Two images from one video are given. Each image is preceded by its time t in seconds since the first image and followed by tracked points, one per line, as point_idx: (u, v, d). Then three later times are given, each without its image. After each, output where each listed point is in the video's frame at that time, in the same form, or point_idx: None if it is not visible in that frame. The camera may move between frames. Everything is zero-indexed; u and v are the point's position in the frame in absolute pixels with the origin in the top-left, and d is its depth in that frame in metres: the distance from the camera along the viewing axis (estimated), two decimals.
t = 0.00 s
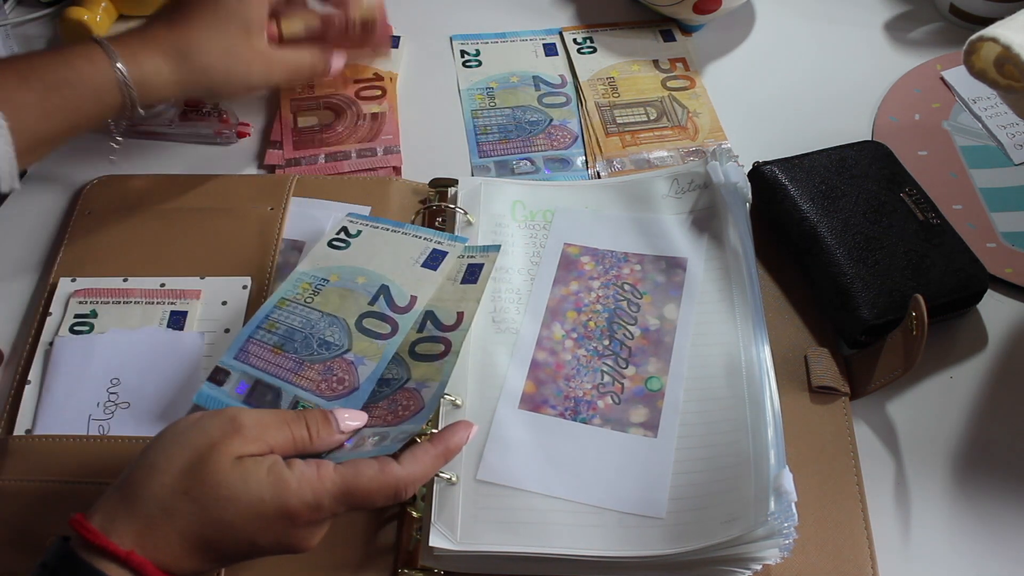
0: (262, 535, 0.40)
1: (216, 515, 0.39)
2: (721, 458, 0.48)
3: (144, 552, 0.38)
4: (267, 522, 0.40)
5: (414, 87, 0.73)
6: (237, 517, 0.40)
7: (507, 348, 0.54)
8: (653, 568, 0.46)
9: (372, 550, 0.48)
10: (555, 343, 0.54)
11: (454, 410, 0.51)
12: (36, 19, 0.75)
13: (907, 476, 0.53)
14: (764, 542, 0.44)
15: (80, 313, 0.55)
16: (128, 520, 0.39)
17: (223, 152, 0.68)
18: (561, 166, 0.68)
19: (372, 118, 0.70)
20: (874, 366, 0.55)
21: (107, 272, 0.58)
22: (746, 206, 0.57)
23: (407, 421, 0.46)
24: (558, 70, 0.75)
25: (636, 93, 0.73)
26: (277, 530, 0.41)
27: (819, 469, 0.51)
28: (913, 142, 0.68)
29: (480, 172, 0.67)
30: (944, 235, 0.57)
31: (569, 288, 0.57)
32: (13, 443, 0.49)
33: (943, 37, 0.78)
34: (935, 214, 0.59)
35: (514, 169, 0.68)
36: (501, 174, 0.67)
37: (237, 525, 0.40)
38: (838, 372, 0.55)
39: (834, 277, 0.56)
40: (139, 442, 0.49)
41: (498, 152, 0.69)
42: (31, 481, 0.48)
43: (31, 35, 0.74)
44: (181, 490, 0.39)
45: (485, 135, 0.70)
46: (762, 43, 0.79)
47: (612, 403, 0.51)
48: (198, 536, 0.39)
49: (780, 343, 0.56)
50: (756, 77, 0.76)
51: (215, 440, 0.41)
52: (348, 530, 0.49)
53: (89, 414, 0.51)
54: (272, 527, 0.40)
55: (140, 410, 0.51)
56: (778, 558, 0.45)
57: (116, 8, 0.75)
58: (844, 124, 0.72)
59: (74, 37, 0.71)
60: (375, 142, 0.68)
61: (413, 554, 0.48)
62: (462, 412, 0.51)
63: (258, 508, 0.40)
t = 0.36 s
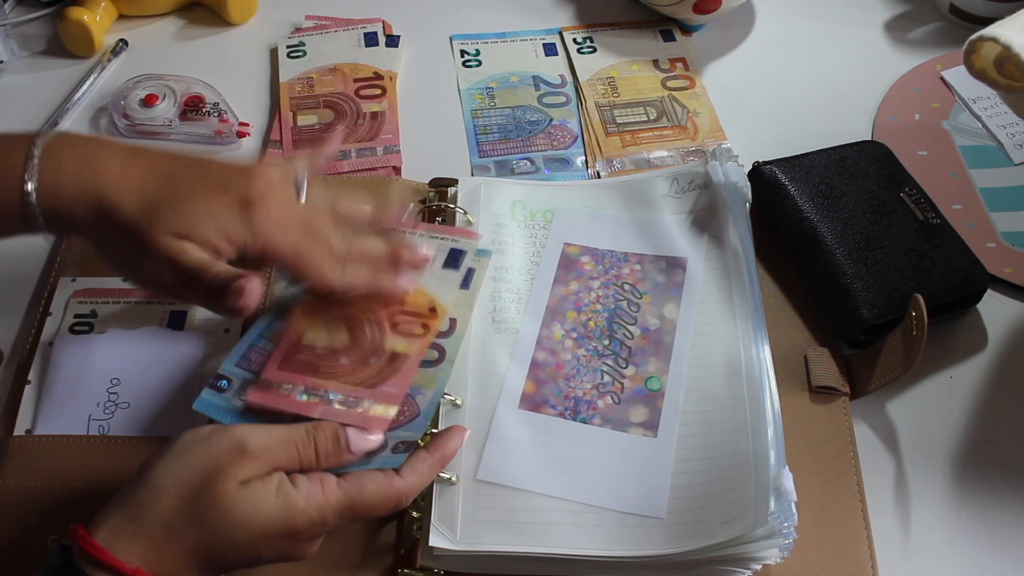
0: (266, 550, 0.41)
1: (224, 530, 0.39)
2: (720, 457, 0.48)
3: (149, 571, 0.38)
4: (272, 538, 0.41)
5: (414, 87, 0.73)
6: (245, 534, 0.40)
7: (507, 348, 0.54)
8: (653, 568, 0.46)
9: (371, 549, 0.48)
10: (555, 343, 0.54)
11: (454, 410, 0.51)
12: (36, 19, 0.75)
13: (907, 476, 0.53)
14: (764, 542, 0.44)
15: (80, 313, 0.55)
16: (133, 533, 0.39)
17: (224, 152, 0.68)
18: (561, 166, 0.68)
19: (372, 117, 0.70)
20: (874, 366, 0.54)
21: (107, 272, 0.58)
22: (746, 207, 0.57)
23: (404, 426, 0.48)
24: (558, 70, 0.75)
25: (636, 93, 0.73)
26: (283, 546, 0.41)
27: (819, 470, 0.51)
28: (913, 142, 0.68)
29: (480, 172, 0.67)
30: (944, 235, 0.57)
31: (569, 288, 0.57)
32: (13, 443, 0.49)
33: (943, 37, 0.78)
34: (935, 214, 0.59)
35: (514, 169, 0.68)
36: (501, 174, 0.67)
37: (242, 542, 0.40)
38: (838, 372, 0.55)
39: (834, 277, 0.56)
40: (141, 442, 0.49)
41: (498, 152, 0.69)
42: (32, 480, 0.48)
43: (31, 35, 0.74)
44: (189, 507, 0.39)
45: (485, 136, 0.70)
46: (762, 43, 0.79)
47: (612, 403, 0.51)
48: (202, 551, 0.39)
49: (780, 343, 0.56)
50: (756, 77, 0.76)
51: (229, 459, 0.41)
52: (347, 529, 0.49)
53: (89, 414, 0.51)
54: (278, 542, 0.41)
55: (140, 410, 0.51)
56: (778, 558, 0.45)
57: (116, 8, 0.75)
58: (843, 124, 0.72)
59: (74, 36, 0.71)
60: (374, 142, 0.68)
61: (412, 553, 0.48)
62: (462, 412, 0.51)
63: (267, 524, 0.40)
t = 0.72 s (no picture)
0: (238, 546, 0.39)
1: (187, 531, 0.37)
2: (720, 457, 0.48)
3: None
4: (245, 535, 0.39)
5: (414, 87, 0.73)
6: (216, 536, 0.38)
7: (507, 348, 0.54)
8: (653, 568, 0.46)
9: (371, 549, 0.48)
10: (555, 343, 0.54)
11: (454, 410, 0.51)
12: (36, 19, 0.75)
13: (907, 476, 0.53)
14: (764, 542, 0.44)
15: (80, 314, 0.55)
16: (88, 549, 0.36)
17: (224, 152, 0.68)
18: (561, 166, 0.68)
19: (372, 117, 0.70)
20: (875, 366, 0.54)
21: (107, 271, 0.58)
22: (746, 206, 0.57)
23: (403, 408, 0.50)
24: (558, 70, 0.75)
25: (636, 93, 0.73)
26: (255, 541, 0.39)
27: (819, 470, 0.51)
28: (913, 142, 0.68)
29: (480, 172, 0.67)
30: (944, 235, 0.57)
31: (569, 288, 0.57)
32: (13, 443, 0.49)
33: (943, 37, 0.78)
34: (935, 214, 0.59)
35: (514, 169, 0.68)
36: (501, 174, 0.67)
37: (201, 535, 0.37)
38: (838, 372, 0.55)
39: (834, 277, 0.56)
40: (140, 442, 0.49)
41: (498, 152, 0.69)
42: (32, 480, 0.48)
43: (31, 35, 0.74)
44: (143, 509, 0.37)
45: (485, 136, 0.70)
46: (762, 43, 0.79)
47: (612, 403, 0.51)
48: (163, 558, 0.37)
49: (780, 343, 0.56)
50: (756, 77, 0.76)
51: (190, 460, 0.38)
52: (347, 529, 0.49)
53: (89, 415, 0.51)
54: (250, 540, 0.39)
55: (140, 410, 0.51)
56: (777, 558, 0.45)
57: (116, 8, 0.75)
58: (843, 124, 0.72)
59: (74, 36, 0.71)
60: (374, 141, 0.68)
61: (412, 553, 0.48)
62: (462, 412, 0.51)
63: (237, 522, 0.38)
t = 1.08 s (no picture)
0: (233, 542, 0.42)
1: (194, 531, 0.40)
2: (720, 458, 0.48)
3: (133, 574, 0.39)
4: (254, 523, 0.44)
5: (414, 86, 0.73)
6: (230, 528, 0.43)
7: (507, 348, 0.54)
8: (653, 568, 0.46)
9: (371, 549, 0.48)
10: (555, 343, 0.54)
11: (454, 410, 0.51)
12: (36, 19, 0.75)
13: (907, 476, 0.53)
14: (764, 542, 0.43)
15: (80, 314, 0.55)
16: (97, 546, 0.40)
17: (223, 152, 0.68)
18: (561, 165, 0.68)
19: (372, 117, 0.70)
20: (875, 366, 0.54)
21: (107, 272, 0.58)
22: (746, 206, 0.57)
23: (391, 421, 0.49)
24: (558, 70, 0.75)
25: (636, 93, 0.73)
26: (267, 537, 0.42)
27: (819, 470, 0.51)
28: (913, 142, 0.68)
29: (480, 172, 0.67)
30: (944, 235, 0.57)
31: (569, 288, 0.57)
32: (14, 443, 0.49)
33: (943, 37, 0.78)
34: (935, 214, 0.59)
35: (514, 169, 0.68)
36: (501, 174, 0.67)
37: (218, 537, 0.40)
38: (838, 372, 0.55)
39: (834, 277, 0.56)
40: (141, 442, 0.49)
41: (498, 152, 0.69)
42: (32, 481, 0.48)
43: (31, 35, 0.74)
44: (163, 513, 0.40)
45: (485, 135, 0.70)
46: (762, 43, 0.79)
47: (612, 403, 0.51)
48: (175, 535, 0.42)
49: (780, 343, 0.56)
50: (756, 77, 0.76)
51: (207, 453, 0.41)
52: (347, 529, 0.49)
53: (89, 415, 0.51)
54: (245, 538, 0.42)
55: (141, 410, 0.51)
56: (778, 558, 0.45)
57: (116, 8, 0.75)
58: (844, 124, 0.72)
59: (74, 37, 0.71)
60: (374, 141, 0.68)
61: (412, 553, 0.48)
62: (462, 412, 0.51)
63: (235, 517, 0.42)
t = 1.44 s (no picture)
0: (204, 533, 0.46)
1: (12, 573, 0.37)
2: (720, 457, 0.48)
3: None
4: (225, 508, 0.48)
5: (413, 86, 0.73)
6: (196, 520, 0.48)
7: (507, 348, 0.54)
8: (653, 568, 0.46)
9: (371, 549, 0.48)
10: (555, 343, 0.54)
11: (454, 410, 0.51)
12: (36, 19, 0.75)
13: (907, 476, 0.53)
14: (764, 541, 0.43)
15: (80, 313, 0.55)
16: None
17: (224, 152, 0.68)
18: (561, 165, 0.68)
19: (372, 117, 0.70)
20: (874, 367, 0.54)
21: (107, 272, 0.58)
22: (746, 206, 0.57)
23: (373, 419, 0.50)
24: (558, 70, 0.75)
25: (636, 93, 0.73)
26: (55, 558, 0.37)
27: (819, 469, 0.51)
28: (913, 142, 0.68)
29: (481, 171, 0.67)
30: (943, 235, 0.57)
31: (569, 288, 0.57)
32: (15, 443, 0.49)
33: (943, 37, 0.78)
34: (935, 214, 0.59)
35: (514, 169, 0.68)
36: (501, 175, 0.67)
37: None
38: (838, 373, 0.55)
39: (834, 277, 0.56)
40: (140, 443, 0.49)
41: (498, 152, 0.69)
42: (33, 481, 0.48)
43: (31, 35, 0.74)
44: None
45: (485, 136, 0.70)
46: (762, 43, 0.79)
47: (612, 404, 0.51)
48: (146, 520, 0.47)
49: (780, 343, 0.56)
50: (756, 77, 0.76)
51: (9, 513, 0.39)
52: (346, 529, 0.49)
53: (89, 414, 0.51)
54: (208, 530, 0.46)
55: (140, 410, 0.51)
56: (778, 558, 0.45)
57: (116, 8, 0.75)
58: (843, 124, 0.72)
59: (74, 37, 0.71)
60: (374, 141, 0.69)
61: (412, 553, 0.47)
62: (462, 412, 0.51)
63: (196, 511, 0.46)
